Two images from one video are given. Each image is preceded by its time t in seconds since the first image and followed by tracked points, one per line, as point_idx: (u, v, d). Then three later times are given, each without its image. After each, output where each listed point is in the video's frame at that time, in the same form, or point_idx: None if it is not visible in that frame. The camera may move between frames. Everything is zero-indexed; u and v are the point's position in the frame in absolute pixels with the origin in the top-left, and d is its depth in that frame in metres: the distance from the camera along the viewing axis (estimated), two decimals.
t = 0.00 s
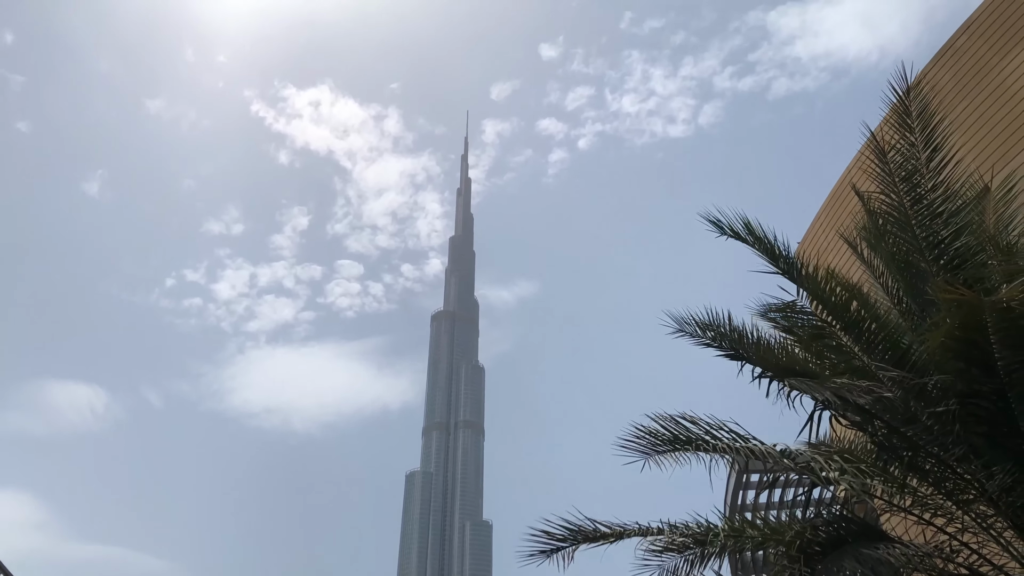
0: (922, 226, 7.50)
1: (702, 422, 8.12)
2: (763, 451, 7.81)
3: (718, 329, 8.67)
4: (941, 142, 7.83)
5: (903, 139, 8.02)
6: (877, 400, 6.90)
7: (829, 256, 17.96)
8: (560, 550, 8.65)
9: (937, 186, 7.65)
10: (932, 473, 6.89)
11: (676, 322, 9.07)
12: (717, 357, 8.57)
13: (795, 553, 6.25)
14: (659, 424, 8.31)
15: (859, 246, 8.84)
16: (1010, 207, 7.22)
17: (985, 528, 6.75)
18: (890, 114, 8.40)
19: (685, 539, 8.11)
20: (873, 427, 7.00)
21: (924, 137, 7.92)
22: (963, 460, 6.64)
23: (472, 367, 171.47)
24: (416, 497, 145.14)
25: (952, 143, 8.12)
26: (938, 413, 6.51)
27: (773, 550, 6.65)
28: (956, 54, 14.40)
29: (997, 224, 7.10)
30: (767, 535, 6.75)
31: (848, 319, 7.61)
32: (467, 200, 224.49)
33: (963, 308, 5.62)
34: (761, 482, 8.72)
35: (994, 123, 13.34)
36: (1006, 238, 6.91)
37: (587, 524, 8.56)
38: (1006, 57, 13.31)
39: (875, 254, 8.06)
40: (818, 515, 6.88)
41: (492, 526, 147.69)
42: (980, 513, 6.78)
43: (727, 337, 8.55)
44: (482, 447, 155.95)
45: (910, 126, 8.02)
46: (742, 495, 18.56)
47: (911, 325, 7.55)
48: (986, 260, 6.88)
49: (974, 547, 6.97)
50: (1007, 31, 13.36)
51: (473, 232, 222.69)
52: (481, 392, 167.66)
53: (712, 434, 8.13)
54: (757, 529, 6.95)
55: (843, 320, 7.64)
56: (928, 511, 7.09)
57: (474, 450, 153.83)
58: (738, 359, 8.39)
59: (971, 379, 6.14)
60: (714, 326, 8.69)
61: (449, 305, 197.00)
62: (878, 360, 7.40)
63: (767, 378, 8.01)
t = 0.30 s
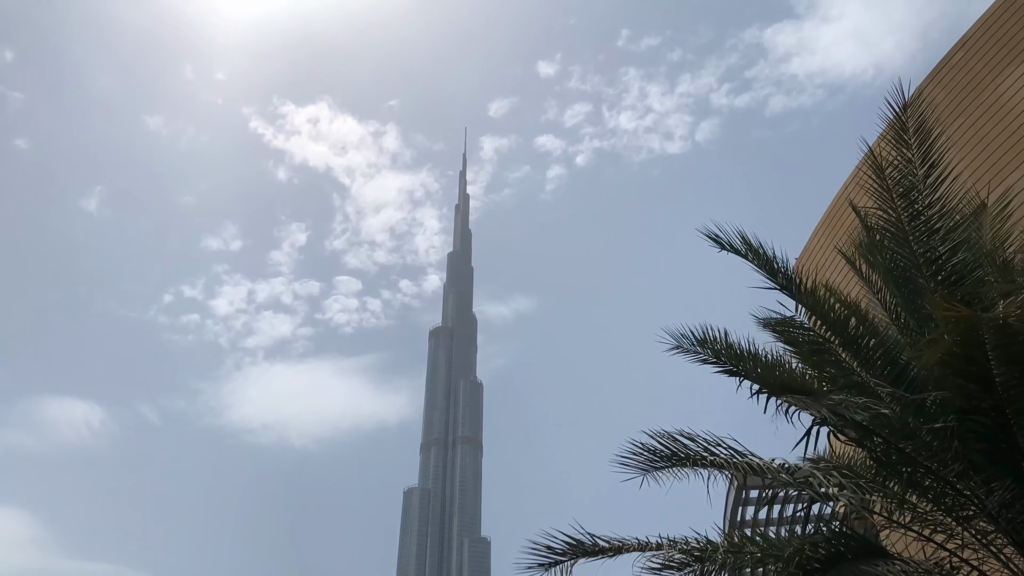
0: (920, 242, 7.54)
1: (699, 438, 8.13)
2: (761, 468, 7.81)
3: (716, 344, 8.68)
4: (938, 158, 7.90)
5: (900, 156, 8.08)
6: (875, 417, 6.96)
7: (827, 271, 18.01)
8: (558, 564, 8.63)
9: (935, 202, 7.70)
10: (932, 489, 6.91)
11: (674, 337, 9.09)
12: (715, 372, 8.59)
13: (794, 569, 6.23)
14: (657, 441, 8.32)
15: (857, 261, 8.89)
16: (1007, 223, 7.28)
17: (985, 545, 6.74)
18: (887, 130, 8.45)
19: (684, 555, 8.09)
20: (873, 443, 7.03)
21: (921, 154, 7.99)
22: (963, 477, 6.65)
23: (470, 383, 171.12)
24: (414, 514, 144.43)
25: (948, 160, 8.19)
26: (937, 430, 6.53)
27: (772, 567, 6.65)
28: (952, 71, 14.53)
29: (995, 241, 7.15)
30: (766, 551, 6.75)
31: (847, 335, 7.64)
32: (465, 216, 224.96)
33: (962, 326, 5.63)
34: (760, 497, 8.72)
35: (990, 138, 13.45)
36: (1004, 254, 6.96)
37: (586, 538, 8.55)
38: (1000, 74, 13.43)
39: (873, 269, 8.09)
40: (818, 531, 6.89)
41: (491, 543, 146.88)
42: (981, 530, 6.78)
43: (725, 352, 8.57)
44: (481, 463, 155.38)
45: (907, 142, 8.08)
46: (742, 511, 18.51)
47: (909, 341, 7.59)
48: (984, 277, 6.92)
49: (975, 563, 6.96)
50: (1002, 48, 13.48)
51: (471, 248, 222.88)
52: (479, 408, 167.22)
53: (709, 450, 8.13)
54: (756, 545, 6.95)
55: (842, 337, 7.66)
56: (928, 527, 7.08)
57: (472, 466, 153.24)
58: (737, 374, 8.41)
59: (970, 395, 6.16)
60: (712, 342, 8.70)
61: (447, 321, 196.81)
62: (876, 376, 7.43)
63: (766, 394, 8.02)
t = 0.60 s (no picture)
0: (922, 250, 7.56)
1: (701, 447, 8.13)
2: (762, 477, 7.82)
3: (718, 353, 8.69)
4: (939, 167, 7.92)
5: (902, 164, 8.10)
6: (876, 426, 6.99)
7: (828, 280, 18.03)
8: (560, 573, 8.62)
9: (937, 211, 7.72)
10: (935, 498, 6.91)
11: (676, 345, 9.11)
12: (717, 380, 8.60)
13: None
14: (658, 449, 8.32)
15: (859, 269, 8.90)
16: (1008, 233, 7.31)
17: (989, 554, 6.73)
18: (889, 138, 8.48)
19: (686, 564, 8.09)
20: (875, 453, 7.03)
21: (923, 162, 8.02)
22: (965, 486, 6.65)
23: (472, 392, 170.87)
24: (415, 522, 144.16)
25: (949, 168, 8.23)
26: (939, 439, 6.54)
27: None
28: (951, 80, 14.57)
29: (997, 250, 7.17)
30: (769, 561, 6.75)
31: (849, 344, 7.65)
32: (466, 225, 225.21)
33: (964, 335, 5.64)
34: (762, 506, 8.71)
35: (991, 148, 13.50)
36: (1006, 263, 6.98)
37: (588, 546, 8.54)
38: (999, 84, 13.49)
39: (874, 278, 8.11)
40: (820, 540, 6.90)
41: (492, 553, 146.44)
42: (984, 540, 6.77)
43: (727, 361, 8.58)
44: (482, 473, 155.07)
45: (909, 151, 8.10)
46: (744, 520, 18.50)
47: (911, 350, 7.60)
48: (987, 286, 6.93)
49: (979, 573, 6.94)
50: (1000, 58, 13.54)
51: (472, 257, 222.97)
52: (480, 417, 166.89)
53: (711, 459, 8.14)
54: (758, 554, 6.96)
55: (844, 346, 7.68)
56: (932, 537, 7.06)
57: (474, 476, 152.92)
58: (738, 382, 8.42)
59: (972, 405, 6.16)
60: (713, 350, 8.72)
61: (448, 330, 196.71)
62: (878, 385, 7.44)
63: (767, 403, 8.04)
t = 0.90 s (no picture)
0: (927, 257, 7.55)
1: (705, 453, 8.10)
2: (767, 484, 7.79)
3: (722, 359, 8.68)
4: (944, 173, 7.92)
5: (906, 170, 8.09)
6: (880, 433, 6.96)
7: (832, 287, 18.01)
8: None
9: (941, 217, 7.72)
10: (941, 506, 6.87)
11: (680, 351, 9.10)
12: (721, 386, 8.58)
13: None
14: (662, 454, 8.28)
15: (863, 276, 8.89)
16: (1012, 239, 7.30)
17: (995, 562, 6.69)
18: (893, 145, 8.48)
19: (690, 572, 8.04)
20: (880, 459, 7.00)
21: (928, 169, 8.01)
22: (971, 493, 6.62)
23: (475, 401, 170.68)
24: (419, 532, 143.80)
25: (954, 175, 8.22)
26: (945, 446, 6.51)
27: None
28: (953, 88, 14.59)
29: (1001, 256, 7.16)
30: (775, 570, 6.69)
31: (853, 350, 7.64)
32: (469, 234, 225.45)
33: (970, 342, 5.61)
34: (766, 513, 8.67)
35: (993, 156, 13.53)
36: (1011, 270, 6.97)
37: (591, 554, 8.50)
38: (1000, 91, 13.52)
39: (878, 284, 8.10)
40: (826, 549, 6.84)
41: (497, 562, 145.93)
42: (991, 547, 6.74)
43: (731, 367, 8.56)
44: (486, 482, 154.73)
45: (913, 157, 8.10)
46: (749, 529, 18.41)
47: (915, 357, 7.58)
48: (991, 292, 6.92)
49: None
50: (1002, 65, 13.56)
51: (475, 266, 223.03)
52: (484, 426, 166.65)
53: (715, 465, 8.10)
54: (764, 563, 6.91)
55: (848, 352, 7.66)
56: (938, 545, 7.02)
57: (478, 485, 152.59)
58: (742, 388, 8.40)
59: (977, 412, 6.14)
60: (717, 356, 8.70)
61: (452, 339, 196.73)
62: (883, 391, 7.42)
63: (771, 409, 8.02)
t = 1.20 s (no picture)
0: (932, 262, 7.54)
1: (710, 457, 8.07)
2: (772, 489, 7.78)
3: (727, 362, 8.66)
4: (950, 178, 7.92)
5: (912, 175, 8.08)
6: (884, 439, 7.05)
7: (836, 292, 18.00)
8: None
9: (946, 222, 7.71)
10: (946, 512, 6.83)
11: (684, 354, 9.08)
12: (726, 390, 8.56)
13: None
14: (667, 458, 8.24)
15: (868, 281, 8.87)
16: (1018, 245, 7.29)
17: (1002, 569, 6.66)
18: (898, 149, 8.47)
19: None
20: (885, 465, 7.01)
21: (933, 174, 8.00)
22: (977, 499, 6.58)
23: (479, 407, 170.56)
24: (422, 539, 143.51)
25: (960, 180, 8.21)
26: (950, 452, 6.49)
27: None
28: (956, 94, 14.62)
29: (1007, 262, 7.15)
30: None
31: (858, 355, 7.63)
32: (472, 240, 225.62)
33: (977, 348, 5.59)
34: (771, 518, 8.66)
35: (996, 163, 13.55)
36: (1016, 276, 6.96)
37: (595, 560, 8.46)
38: (1003, 97, 13.55)
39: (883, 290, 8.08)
40: (830, 555, 6.80)
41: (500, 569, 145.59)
42: (997, 554, 6.71)
43: (735, 371, 8.54)
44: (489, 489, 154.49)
45: (919, 162, 8.09)
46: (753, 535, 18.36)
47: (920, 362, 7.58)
48: (997, 298, 6.91)
49: None
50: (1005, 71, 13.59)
51: (478, 273, 223.13)
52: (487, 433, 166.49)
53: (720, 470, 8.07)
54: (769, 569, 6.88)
55: (852, 357, 7.66)
56: (943, 552, 6.97)
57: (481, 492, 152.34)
58: (747, 392, 8.38)
59: (983, 417, 6.12)
60: (722, 360, 8.68)
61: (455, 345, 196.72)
62: (888, 397, 7.46)
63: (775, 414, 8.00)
